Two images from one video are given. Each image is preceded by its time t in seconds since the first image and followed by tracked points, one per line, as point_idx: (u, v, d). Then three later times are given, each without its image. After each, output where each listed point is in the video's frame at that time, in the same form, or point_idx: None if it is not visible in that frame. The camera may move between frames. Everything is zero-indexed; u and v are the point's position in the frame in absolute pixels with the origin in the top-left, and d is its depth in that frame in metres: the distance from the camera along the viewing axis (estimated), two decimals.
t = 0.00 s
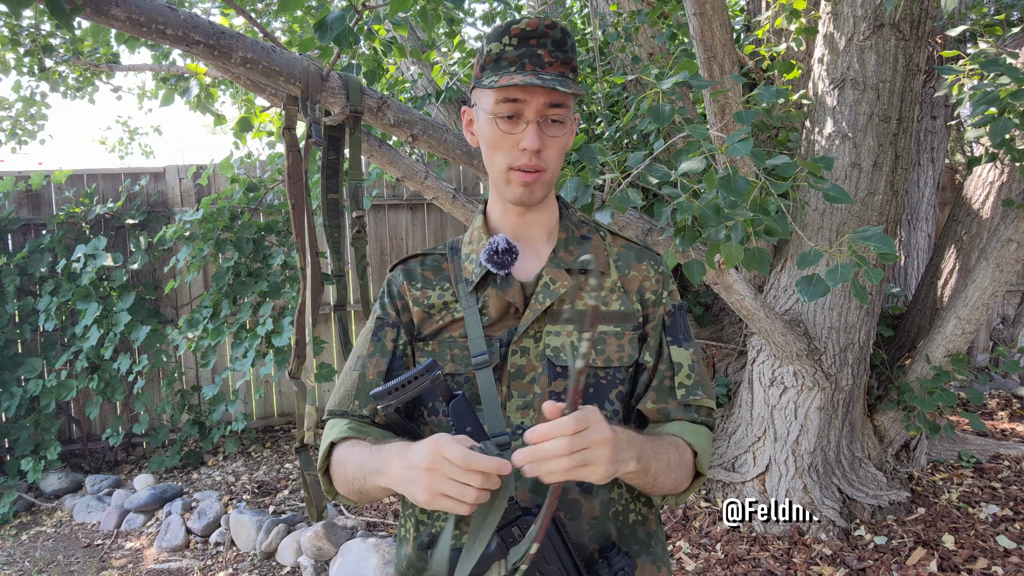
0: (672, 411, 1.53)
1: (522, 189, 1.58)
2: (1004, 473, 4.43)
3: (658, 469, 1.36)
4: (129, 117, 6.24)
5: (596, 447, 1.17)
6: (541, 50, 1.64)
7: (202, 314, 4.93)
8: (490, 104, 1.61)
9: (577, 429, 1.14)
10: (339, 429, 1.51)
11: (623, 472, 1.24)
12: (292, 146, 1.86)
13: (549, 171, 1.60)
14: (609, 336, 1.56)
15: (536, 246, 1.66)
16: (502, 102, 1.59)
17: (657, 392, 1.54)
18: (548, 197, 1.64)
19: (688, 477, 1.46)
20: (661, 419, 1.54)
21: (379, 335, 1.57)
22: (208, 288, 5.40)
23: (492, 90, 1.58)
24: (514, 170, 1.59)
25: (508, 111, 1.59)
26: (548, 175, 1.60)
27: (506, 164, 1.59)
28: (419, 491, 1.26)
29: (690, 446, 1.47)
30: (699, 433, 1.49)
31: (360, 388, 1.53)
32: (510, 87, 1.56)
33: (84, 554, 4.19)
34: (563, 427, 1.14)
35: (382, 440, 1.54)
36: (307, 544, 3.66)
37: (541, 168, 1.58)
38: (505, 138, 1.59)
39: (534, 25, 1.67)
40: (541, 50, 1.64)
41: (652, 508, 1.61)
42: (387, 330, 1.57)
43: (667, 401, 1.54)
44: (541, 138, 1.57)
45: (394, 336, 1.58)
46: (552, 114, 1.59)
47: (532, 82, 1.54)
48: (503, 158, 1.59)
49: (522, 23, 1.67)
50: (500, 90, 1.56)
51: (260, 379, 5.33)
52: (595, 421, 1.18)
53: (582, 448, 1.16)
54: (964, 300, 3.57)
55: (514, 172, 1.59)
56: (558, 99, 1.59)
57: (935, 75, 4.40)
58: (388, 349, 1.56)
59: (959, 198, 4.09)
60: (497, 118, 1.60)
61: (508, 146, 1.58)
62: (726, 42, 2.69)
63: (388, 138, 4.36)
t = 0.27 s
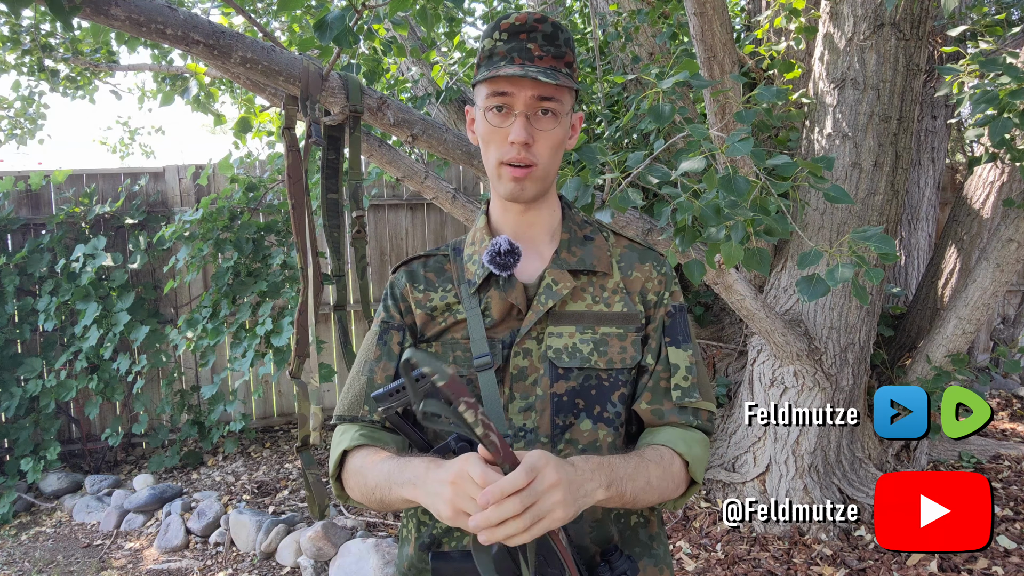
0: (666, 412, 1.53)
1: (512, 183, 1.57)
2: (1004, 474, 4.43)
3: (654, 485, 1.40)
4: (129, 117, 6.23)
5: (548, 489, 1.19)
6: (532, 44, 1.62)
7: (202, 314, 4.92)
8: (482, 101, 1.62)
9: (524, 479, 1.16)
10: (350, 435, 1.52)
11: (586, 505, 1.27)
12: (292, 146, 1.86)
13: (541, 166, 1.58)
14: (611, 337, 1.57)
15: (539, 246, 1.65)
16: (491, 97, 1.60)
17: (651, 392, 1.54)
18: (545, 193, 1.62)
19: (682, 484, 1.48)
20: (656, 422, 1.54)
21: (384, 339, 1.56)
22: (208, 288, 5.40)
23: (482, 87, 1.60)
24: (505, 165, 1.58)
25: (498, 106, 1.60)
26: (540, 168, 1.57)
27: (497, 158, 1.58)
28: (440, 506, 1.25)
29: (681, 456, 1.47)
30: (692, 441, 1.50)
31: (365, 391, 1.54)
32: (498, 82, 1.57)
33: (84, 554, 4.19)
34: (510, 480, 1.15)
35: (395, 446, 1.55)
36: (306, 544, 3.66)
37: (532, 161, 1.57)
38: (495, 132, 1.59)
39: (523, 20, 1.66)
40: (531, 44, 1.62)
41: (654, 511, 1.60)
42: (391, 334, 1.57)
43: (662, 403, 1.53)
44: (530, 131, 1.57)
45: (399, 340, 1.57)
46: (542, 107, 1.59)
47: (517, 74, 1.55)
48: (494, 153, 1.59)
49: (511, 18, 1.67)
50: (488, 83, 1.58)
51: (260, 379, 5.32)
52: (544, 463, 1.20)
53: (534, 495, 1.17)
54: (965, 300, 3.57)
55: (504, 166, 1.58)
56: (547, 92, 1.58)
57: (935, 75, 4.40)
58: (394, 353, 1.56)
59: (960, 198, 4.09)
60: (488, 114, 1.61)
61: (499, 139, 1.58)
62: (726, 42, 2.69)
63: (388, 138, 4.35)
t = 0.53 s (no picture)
0: (678, 414, 1.55)
1: (511, 182, 1.57)
2: (1003, 474, 4.44)
3: (676, 496, 1.43)
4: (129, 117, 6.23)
5: (567, 539, 1.22)
6: (528, 43, 1.63)
7: (202, 314, 4.93)
8: (480, 101, 1.63)
9: (534, 540, 1.20)
10: (362, 449, 1.57)
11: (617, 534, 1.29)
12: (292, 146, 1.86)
13: (540, 164, 1.58)
14: (613, 338, 1.57)
15: (540, 245, 1.66)
16: (489, 97, 1.61)
17: (661, 396, 1.56)
18: (544, 191, 1.62)
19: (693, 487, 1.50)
20: (665, 424, 1.56)
21: (387, 349, 1.58)
22: (208, 288, 5.41)
23: (479, 87, 1.61)
24: (503, 164, 1.58)
25: (495, 106, 1.61)
26: (539, 167, 1.58)
27: (495, 158, 1.59)
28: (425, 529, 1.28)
29: (692, 461, 1.49)
30: (703, 444, 1.51)
31: (372, 399, 1.58)
32: (494, 81, 1.58)
33: (84, 554, 4.19)
34: (517, 543, 1.21)
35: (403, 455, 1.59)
36: (307, 544, 3.66)
37: (530, 159, 1.57)
38: (493, 132, 1.60)
39: (519, 19, 1.67)
40: (528, 43, 1.63)
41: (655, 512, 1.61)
42: (393, 344, 1.59)
43: (672, 406, 1.55)
44: (528, 130, 1.58)
45: (401, 348, 1.59)
46: (540, 105, 1.60)
47: (514, 73, 1.55)
48: (492, 153, 1.59)
49: (507, 18, 1.67)
50: (486, 83, 1.58)
51: (260, 379, 5.32)
52: (560, 516, 1.23)
53: (549, 548, 1.21)
54: (964, 300, 3.57)
55: (503, 165, 1.59)
56: (544, 91, 1.59)
57: (934, 75, 4.40)
58: (397, 362, 1.58)
59: (960, 198, 4.09)
60: (486, 113, 1.62)
61: (497, 139, 1.59)
62: (726, 42, 2.70)
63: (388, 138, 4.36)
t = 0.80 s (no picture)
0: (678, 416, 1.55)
1: (514, 183, 1.58)
2: (1003, 474, 4.44)
3: (668, 506, 1.43)
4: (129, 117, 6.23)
5: (564, 555, 1.21)
6: (532, 42, 1.63)
7: (202, 314, 4.93)
8: (483, 100, 1.62)
9: (531, 555, 1.20)
10: (364, 451, 1.57)
11: (611, 552, 1.29)
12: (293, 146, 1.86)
13: (543, 165, 1.58)
14: (616, 338, 1.57)
15: (541, 246, 1.66)
16: (493, 97, 1.60)
17: (658, 398, 1.57)
18: (547, 192, 1.63)
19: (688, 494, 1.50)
20: (662, 426, 1.57)
21: (387, 352, 1.59)
22: (208, 288, 5.41)
23: (483, 86, 1.61)
24: (508, 165, 1.58)
25: (499, 106, 1.60)
26: (543, 167, 1.58)
27: (499, 159, 1.59)
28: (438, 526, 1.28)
29: (687, 467, 1.49)
30: (699, 448, 1.52)
31: (375, 401, 1.58)
32: (499, 81, 1.58)
33: (84, 554, 4.19)
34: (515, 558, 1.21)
35: (408, 457, 1.60)
36: (306, 544, 3.66)
37: (534, 161, 1.57)
38: (497, 132, 1.60)
39: (523, 18, 1.66)
40: (532, 42, 1.63)
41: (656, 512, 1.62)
42: (394, 346, 1.59)
43: (669, 407, 1.56)
44: (532, 131, 1.57)
45: (401, 351, 1.60)
46: (544, 106, 1.59)
47: (519, 73, 1.55)
48: (496, 153, 1.59)
49: (511, 17, 1.67)
50: (490, 83, 1.58)
51: (260, 379, 5.32)
52: (555, 531, 1.22)
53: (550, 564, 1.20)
54: (965, 300, 3.57)
55: (507, 166, 1.59)
56: (549, 92, 1.59)
57: (934, 75, 4.40)
58: (398, 365, 1.58)
59: (959, 197, 4.09)
60: (489, 113, 1.61)
61: (500, 139, 1.59)
62: (726, 42, 2.70)
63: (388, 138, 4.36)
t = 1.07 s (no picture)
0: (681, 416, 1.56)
1: (516, 185, 1.58)
2: (1003, 474, 4.44)
3: (676, 502, 1.43)
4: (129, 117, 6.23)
5: (581, 551, 1.20)
6: (534, 43, 1.63)
7: (202, 314, 4.93)
8: (484, 101, 1.62)
9: (547, 553, 1.19)
10: (364, 452, 1.58)
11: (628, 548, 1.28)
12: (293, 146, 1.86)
13: (545, 166, 1.58)
14: (617, 338, 1.57)
15: (541, 246, 1.66)
16: (494, 98, 1.60)
17: (662, 398, 1.58)
18: (548, 193, 1.63)
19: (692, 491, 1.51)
20: (665, 426, 1.58)
21: (386, 353, 1.58)
22: (208, 288, 5.41)
23: (484, 87, 1.60)
24: (509, 166, 1.58)
25: (501, 107, 1.60)
26: (544, 168, 1.58)
27: (500, 160, 1.59)
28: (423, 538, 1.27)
29: (692, 465, 1.50)
30: (703, 447, 1.53)
31: (376, 402, 1.58)
32: (500, 82, 1.57)
33: (84, 554, 4.19)
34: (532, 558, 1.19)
35: (406, 459, 1.59)
36: (306, 544, 3.66)
37: (535, 162, 1.57)
38: (498, 133, 1.60)
39: (524, 18, 1.66)
40: (533, 43, 1.63)
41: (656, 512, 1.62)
42: (393, 348, 1.59)
43: (672, 407, 1.57)
44: (533, 133, 1.57)
45: (401, 352, 1.60)
46: (545, 107, 1.59)
47: (521, 75, 1.55)
48: (497, 155, 1.59)
49: (513, 16, 1.67)
50: (492, 84, 1.58)
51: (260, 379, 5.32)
52: (569, 529, 1.21)
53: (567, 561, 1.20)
54: (965, 300, 3.57)
55: (508, 167, 1.59)
56: (550, 93, 1.59)
57: (934, 75, 4.40)
58: (397, 366, 1.58)
59: (960, 197, 4.09)
60: (490, 114, 1.61)
61: (501, 141, 1.59)
62: (726, 42, 2.70)
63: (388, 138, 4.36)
